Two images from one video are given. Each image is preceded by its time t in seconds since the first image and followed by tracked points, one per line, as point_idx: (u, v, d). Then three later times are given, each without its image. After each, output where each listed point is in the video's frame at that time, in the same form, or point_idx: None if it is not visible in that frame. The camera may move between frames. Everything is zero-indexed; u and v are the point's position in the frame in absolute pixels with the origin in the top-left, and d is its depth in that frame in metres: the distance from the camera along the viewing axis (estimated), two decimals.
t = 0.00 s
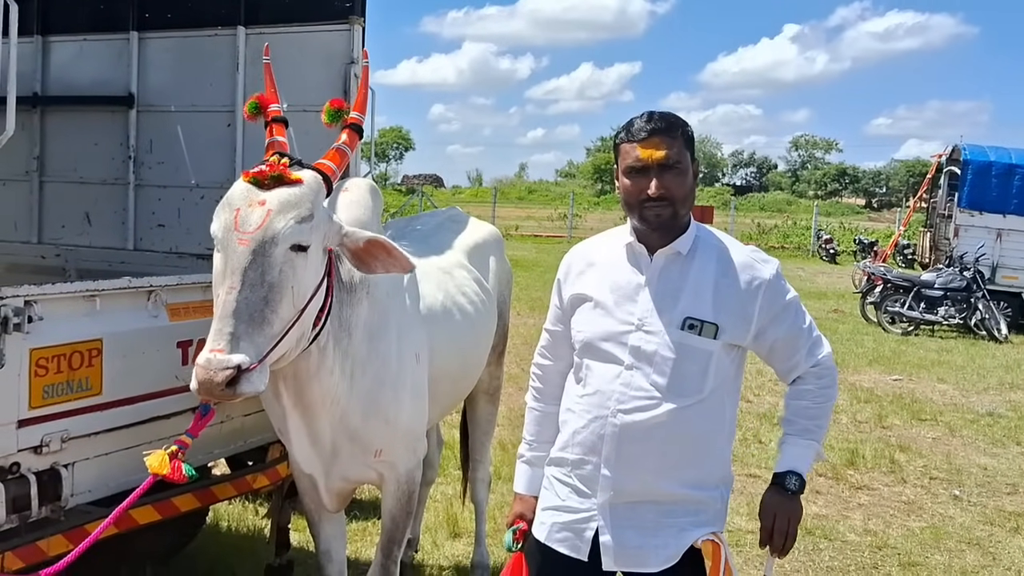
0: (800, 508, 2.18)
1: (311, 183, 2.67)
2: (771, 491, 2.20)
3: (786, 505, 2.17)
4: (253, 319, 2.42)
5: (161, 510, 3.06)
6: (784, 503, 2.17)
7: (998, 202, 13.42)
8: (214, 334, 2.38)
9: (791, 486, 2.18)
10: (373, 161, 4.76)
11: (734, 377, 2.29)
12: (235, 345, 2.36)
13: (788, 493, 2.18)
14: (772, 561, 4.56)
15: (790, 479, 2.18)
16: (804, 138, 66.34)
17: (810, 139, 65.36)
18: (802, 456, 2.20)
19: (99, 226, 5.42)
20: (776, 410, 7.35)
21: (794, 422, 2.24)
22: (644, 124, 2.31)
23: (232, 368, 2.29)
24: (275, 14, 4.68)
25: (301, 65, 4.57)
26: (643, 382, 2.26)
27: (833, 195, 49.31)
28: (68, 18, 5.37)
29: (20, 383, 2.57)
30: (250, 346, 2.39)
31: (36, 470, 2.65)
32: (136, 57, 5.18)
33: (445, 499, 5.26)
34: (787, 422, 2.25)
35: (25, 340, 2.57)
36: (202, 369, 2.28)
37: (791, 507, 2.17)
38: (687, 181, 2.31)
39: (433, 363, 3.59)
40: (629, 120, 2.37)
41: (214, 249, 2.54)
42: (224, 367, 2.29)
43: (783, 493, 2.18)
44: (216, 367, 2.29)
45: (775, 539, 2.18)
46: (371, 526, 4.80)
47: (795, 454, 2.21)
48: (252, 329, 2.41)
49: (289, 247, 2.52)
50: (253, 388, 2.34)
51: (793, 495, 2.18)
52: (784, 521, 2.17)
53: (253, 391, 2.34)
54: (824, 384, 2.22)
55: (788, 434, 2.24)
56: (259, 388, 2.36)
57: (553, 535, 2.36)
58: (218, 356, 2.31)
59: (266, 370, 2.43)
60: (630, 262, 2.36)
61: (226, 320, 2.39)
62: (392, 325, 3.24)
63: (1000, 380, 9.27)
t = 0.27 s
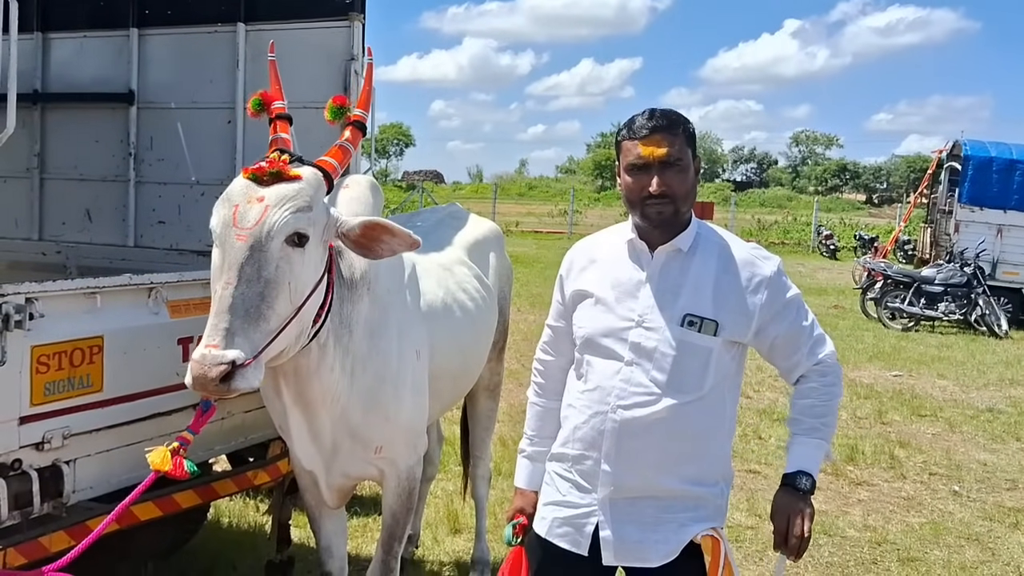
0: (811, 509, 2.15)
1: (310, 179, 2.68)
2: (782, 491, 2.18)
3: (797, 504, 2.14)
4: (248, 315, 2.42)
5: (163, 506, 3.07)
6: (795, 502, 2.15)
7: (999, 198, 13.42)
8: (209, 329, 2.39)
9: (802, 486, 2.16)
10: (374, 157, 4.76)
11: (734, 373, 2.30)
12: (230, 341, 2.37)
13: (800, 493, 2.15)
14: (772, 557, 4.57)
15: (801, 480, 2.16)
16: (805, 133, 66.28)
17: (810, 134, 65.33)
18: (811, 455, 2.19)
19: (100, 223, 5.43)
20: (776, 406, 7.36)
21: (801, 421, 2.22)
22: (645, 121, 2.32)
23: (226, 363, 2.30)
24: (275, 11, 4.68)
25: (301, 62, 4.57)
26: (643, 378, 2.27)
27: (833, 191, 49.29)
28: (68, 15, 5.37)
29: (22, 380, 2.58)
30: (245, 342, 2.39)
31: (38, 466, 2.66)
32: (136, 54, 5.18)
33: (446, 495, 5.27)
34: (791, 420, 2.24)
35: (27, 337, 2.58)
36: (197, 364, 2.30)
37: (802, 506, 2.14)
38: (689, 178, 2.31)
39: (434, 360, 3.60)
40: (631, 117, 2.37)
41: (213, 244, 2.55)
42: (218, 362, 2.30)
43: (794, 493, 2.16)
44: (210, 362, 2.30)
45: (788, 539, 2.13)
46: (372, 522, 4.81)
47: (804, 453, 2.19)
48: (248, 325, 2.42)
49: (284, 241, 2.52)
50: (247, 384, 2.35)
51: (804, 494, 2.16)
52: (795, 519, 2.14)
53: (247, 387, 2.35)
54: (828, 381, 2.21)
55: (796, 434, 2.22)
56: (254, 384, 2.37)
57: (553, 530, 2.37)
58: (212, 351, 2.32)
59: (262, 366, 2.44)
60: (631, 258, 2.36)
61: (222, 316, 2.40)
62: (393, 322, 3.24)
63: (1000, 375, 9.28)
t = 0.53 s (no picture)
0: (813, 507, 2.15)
1: (306, 176, 2.67)
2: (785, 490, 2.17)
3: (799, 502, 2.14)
4: (243, 312, 2.42)
5: (164, 503, 3.08)
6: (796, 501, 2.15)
7: (1000, 194, 13.41)
8: (204, 327, 2.38)
9: (804, 485, 2.15)
10: (374, 154, 4.76)
11: (735, 370, 2.29)
12: (224, 338, 2.36)
13: (802, 493, 2.15)
14: (772, 553, 4.57)
15: (803, 479, 2.16)
16: (806, 129, 66.22)
17: (811, 131, 65.27)
18: (815, 454, 2.18)
19: (101, 220, 5.43)
20: (777, 402, 7.37)
21: (805, 419, 2.22)
22: (645, 119, 2.31)
23: (220, 362, 2.30)
24: (275, 7, 4.68)
25: (301, 58, 4.57)
26: (640, 373, 2.27)
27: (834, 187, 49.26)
28: (68, 12, 5.37)
29: (23, 377, 2.58)
30: (240, 340, 2.39)
31: (39, 463, 2.67)
32: (137, 51, 5.18)
33: (447, 491, 5.28)
34: (795, 418, 2.24)
35: (27, 334, 2.59)
36: (192, 362, 2.29)
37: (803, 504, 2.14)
38: (689, 175, 2.31)
39: (435, 357, 3.60)
40: (631, 114, 2.37)
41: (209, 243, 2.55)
42: (212, 360, 2.29)
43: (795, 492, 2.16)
44: (204, 361, 2.29)
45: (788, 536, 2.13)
46: (373, 518, 4.82)
47: (808, 452, 2.19)
48: (243, 323, 2.42)
49: (279, 239, 2.52)
50: (242, 382, 2.34)
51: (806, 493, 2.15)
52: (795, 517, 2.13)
53: (242, 385, 2.34)
54: (831, 379, 2.21)
55: (799, 432, 2.22)
56: (249, 382, 2.37)
57: (553, 525, 2.38)
58: (206, 350, 2.31)
59: (256, 364, 2.43)
60: (632, 255, 2.37)
61: (216, 313, 2.40)
62: (394, 319, 3.24)
63: (1001, 372, 9.28)
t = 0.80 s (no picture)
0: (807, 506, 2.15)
1: (304, 175, 2.67)
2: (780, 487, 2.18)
3: (794, 501, 2.15)
4: (241, 311, 2.43)
5: (166, 502, 3.08)
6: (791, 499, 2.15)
7: (1000, 192, 13.41)
8: (201, 325, 2.40)
9: (800, 483, 2.16)
10: (375, 152, 4.76)
11: (736, 368, 2.30)
12: (220, 337, 2.38)
13: (797, 491, 2.15)
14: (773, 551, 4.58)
15: (799, 477, 2.16)
16: (807, 128, 66.22)
17: (812, 129, 65.23)
18: (812, 453, 2.19)
19: (102, 219, 5.43)
20: (778, 400, 7.37)
21: (803, 418, 2.22)
22: (647, 118, 2.31)
23: (215, 360, 2.32)
24: (276, 6, 4.68)
25: (303, 57, 4.57)
26: (641, 371, 2.27)
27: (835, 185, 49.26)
28: (69, 10, 5.37)
29: (25, 376, 2.59)
30: (236, 338, 2.40)
31: (41, 462, 2.67)
32: (137, 49, 5.18)
33: (448, 489, 5.28)
34: (794, 417, 2.24)
35: (29, 333, 2.59)
36: (188, 360, 2.32)
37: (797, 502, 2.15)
38: (691, 174, 2.31)
39: (436, 355, 3.60)
40: (634, 113, 2.37)
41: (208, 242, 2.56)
42: (208, 359, 2.31)
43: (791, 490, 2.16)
44: (200, 359, 2.32)
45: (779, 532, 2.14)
46: (374, 517, 4.83)
47: (804, 450, 2.19)
48: (240, 322, 2.43)
49: (276, 238, 2.52)
50: (238, 380, 2.36)
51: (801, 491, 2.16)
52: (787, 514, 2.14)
53: (238, 383, 2.36)
54: (832, 379, 2.21)
55: (798, 431, 2.22)
56: (245, 380, 2.38)
57: (555, 523, 2.38)
58: (202, 348, 2.34)
59: (254, 362, 2.44)
60: (634, 253, 2.37)
61: (213, 312, 2.40)
62: (396, 318, 3.25)
63: (1002, 370, 9.28)
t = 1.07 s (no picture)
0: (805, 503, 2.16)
1: (299, 169, 2.67)
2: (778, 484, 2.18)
3: (791, 499, 2.15)
4: (234, 304, 2.43)
5: (168, 499, 3.08)
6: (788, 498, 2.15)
7: (1002, 191, 13.40)
8: (195, 319, 2.40)
9: (797, 481, 2.16)
10: (377, 151, 4.75)
11: (740, 366, 2.30)
12: (213, 329, 2.37)
13: (794, 489, 2.16)
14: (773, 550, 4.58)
15: (797, 475, 2.16)
16: (807, 127, 66.20)
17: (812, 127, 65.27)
18: (811, 452, 2.19)
19: (104, 217, 5.43)
20: (779, 399, 7.37)
21: (803, 416, 2.22)
22: (651, 117, 2.32)
23: (206, 352, 2.31)
24: (278, 4, 4.68)
25: (304, 55, 4.57)
26: (644, 369, 2.27)
27: (835, 184, 49.27)
28: (70, 8, 5.37)
29: (28, 373, 2.59)
30: (229, 329, 2.40)
31: (44, 460, 2.67)
32: (139, 48, 5.18)
33: (449, 488, 5.29)
34: (794, 414, 2.24)
35: (32, 331, 2.59)
36: (181, 353, 2.32)
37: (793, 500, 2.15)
38: (695, 173, 2.31)
39: (439, 353, 3.60)
40: (637, 112, 2.37)
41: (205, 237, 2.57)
42: (200, 351, 2.31)
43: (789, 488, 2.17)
44: (192, 351, 2.31)
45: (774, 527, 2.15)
46: (375, 515, 4.83)
47: (804, 448, 2.19)
48: (234, 314, 2.43)
49: (268, 230, 2.51)
50: (230, 372, 2.35)
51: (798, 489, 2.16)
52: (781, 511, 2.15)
53: (230, 376, 2.35)
54: (833, 378, 2.21)
55: (798, 429, 2.23)
56: (238, 372, 2.38)
57: (559, 521, 2.38)
58: (194, 340, 2.34)
59: (247, 355, 2.43)
60: (638, 251, 2.37)
61: (206, 305, 2.40)
62: (399, 316, 3.25)
63: (1002, 369, 9.28)
